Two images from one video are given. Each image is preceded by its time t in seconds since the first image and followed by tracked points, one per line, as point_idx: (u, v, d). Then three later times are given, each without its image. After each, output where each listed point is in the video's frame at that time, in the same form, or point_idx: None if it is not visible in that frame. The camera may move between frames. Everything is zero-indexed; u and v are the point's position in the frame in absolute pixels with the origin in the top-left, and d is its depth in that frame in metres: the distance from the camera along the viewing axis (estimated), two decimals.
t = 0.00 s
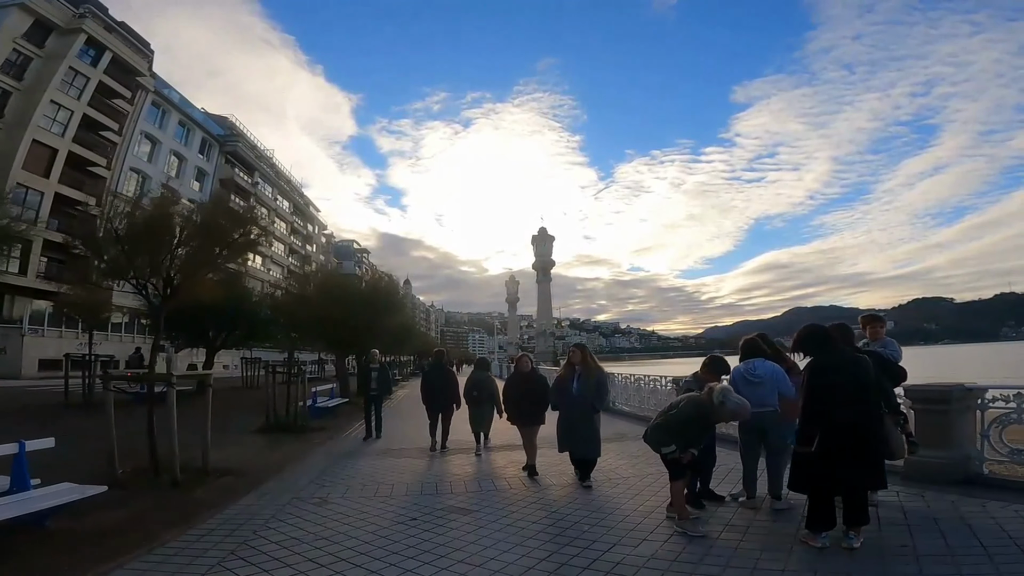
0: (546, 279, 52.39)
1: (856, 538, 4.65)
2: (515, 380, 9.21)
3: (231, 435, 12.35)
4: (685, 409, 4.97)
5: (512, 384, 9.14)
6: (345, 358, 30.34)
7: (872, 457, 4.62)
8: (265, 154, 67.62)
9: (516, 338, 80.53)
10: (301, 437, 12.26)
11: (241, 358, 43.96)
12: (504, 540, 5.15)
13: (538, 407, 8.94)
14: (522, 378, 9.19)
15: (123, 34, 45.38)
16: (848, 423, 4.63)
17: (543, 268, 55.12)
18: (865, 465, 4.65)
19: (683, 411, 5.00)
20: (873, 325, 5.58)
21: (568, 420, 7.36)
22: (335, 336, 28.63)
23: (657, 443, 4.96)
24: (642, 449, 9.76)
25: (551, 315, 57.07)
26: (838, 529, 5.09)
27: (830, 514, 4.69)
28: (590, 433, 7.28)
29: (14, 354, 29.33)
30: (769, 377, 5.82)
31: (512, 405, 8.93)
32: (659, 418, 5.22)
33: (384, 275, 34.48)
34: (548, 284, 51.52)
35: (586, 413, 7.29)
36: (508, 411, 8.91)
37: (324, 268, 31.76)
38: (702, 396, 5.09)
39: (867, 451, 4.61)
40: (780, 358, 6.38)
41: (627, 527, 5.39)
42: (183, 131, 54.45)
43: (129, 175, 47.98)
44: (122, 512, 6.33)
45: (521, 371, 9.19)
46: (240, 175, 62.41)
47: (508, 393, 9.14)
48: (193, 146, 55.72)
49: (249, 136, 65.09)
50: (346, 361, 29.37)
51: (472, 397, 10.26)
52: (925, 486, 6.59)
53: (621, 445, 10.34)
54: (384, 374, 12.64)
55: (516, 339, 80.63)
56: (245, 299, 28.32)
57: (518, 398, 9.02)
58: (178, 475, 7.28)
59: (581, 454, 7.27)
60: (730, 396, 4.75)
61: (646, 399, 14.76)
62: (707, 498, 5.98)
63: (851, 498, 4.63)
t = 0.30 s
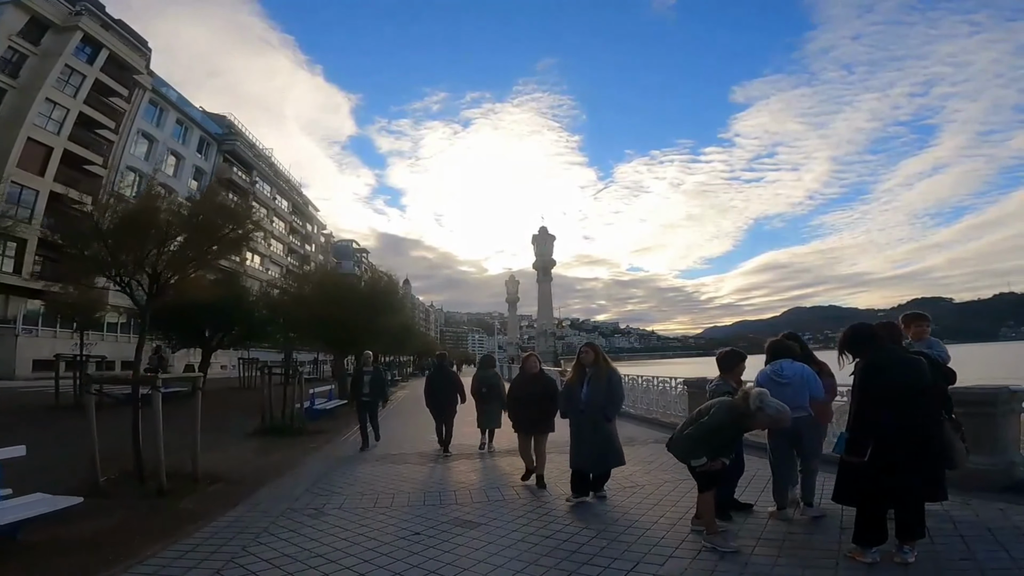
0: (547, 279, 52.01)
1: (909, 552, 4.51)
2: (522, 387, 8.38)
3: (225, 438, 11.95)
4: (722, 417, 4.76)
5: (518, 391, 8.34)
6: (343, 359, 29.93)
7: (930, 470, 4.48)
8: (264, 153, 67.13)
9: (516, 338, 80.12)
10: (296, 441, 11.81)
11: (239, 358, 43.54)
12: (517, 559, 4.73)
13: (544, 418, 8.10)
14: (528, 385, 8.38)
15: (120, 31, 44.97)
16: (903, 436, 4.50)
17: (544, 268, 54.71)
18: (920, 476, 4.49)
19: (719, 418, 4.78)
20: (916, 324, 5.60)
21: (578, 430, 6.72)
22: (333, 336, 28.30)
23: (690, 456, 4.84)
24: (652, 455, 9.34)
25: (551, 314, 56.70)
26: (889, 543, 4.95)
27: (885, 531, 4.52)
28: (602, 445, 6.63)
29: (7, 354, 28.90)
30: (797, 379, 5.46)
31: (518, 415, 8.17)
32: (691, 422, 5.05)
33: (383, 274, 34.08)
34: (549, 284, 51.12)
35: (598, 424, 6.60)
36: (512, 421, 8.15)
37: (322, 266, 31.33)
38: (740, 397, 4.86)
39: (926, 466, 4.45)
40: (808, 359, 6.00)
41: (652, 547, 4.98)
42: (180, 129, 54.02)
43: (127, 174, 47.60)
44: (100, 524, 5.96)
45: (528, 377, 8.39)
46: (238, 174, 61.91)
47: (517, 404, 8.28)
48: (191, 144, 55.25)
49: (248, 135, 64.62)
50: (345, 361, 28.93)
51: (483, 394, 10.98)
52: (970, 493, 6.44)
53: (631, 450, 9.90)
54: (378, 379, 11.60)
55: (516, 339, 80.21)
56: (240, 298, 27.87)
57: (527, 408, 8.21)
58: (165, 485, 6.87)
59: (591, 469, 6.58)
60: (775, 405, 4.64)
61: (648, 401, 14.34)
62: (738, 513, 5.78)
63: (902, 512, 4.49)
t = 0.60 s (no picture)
0: (548, 279, 51.55)
1: (976, 557, 4.54)
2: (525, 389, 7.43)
3: (219, 440, 11.55)
4: (762, 419, 4.49)
5: (520, 393, 7.40)
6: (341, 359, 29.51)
7: (993, 463, 4.45)
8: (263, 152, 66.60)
9: (515, 339, 79.62)
10: (294, 443, 11.44)
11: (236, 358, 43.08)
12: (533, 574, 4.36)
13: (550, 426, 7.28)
14: (530, 384, 7.46)
15: (118, 29, 44.55)
16: (958, 433, 4.50)
17: (545, 268, 54.32)
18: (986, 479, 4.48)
19: (759, 422, 4.51)
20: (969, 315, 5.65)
21: (588, 439, 6.17)
22: (332, 336, 27.93)
23: (738, 469, 4.58)
24: (665, 457, 8.99)
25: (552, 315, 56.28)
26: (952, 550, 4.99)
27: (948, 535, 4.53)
28: (616, 455, 6.10)
29: None
30: (839, 373, 5.47)
31: (520, 420, 7.34)
32: (727, 423, 4.79)
33: (383, 274, 33.68)
34: (550, 284, 50.72)
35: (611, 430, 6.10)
36: (514, 427, 7.37)
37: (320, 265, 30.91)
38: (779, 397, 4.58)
39: (990, 467, 4.44)
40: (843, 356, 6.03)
41: (681, 560, 4.65)
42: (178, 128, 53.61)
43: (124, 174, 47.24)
44: (83, 530, 5.63)
45: (531, 377, 7.47)
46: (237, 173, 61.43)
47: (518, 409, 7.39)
48: (189, 143, 54.80)
49: (246, 134, 64.18)
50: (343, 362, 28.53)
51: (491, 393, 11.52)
52: None
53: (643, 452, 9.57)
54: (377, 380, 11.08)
55: (516, 340, 79.73)
56: (237, 298, 27.46)
57: (530, 412, 7.35)
58: (152, 490, 6.50)
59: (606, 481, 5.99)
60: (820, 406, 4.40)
61: (656, 402, 14.01)
62: (773, 518, 5.83)
63: (967, 517, 4.51)
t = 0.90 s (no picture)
0: (550, 279, 51.17)
1: None
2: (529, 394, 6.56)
3: (215, 445, 11.19)
4: (815, 422, 4.43)
5: (524, 399, 6.55)
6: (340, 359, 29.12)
7: None
8: (261, 151, 66.18)
9: (516, 338, 79.23)
10: (294, 447, 11.10)
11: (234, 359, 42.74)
12: None
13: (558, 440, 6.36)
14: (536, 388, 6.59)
15: (115, 26, 44.13)
16: None
17: (546, 267, 53.98)
18: None
19: (810, 423, 4.45)
20: None
21: (612, 455, 5.53)
22: (332, 336, 27.62)
23: (793, 475, 4.47)
24: (682, 464, 8.62)
25: (553, 315, 55.97)
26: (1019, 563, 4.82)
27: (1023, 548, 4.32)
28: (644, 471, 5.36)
29: None
30: (891, 375, 5.39)
31: (523, 430, 6.43)
32: (777, 429, 4.72)
33: (384, 274, 33.30)
34: (550, 284, 50.37)
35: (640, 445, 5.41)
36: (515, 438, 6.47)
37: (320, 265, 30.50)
38: (828, 395, 4.53)
39: None
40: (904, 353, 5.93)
41: None
42: (176, 127, 53.20)
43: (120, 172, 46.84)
44: (68, 541, 5.30)
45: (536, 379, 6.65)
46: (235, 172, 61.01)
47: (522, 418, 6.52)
48: (186, 142, 54.37)
49: (245, 133, 63.71)
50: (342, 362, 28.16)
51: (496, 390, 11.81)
52: None
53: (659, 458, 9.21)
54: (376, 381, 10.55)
55: (516, 340, 79.34)
56: (235, 298, 27.08)
57: (535, 422, 6.44)
58: (143, 501, 6.13)
59: (635, 506, 5.27)
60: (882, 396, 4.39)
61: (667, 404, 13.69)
62: (815, 528, 5.67)
63: None
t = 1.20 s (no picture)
0: (550, 277, 50.84)
1: None
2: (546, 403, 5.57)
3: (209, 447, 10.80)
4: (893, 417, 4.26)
5: (539, 405, 5.60)
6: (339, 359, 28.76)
7: None
8: (259, 148, 65.70)
9: (514, 337, 78.94)
10: (292, 449, 10.69)
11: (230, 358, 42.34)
12: None
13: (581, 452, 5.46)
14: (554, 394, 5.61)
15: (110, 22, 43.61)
16: None
17: (545, 266, 53.69)
18: None
19: (878, 417, 4.29)
20: None
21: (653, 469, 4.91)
22: (331, 334, 27.26)
23: (884, 478, 4.22)
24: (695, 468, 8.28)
25: (553, 314, 55.66)
26: None
27: None
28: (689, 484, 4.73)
29: None
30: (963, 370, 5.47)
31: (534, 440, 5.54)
32: (844, 433, 4.54)
33: (383, 272, 32.94)
34: (550, 282, 50.04)
35: (685, 458, 4.78)
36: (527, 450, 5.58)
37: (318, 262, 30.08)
38: (880, 385, 4.42)
39: None
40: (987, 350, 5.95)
41: None
42: (172, 124, 52.67)
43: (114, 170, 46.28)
44: (44, 552, 4.91)
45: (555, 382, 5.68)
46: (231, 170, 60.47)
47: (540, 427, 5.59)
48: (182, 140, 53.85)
49: (242, 130, 63.20)
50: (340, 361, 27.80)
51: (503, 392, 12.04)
52: None
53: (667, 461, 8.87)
54: (370, 386, 9.22)
55: (514, 339, 79.02)
56: (232, 296, 26.64)
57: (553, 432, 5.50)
58: (128, 508, 5.74)
59: (676, 528, 4.66)
60: (936, 355, 4.30)
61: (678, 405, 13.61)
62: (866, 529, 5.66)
63: None
